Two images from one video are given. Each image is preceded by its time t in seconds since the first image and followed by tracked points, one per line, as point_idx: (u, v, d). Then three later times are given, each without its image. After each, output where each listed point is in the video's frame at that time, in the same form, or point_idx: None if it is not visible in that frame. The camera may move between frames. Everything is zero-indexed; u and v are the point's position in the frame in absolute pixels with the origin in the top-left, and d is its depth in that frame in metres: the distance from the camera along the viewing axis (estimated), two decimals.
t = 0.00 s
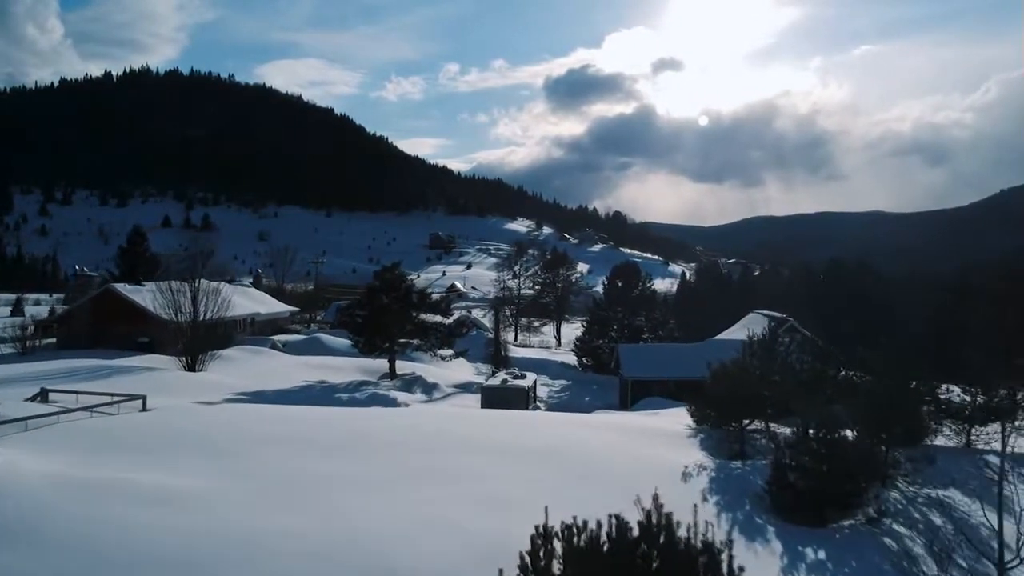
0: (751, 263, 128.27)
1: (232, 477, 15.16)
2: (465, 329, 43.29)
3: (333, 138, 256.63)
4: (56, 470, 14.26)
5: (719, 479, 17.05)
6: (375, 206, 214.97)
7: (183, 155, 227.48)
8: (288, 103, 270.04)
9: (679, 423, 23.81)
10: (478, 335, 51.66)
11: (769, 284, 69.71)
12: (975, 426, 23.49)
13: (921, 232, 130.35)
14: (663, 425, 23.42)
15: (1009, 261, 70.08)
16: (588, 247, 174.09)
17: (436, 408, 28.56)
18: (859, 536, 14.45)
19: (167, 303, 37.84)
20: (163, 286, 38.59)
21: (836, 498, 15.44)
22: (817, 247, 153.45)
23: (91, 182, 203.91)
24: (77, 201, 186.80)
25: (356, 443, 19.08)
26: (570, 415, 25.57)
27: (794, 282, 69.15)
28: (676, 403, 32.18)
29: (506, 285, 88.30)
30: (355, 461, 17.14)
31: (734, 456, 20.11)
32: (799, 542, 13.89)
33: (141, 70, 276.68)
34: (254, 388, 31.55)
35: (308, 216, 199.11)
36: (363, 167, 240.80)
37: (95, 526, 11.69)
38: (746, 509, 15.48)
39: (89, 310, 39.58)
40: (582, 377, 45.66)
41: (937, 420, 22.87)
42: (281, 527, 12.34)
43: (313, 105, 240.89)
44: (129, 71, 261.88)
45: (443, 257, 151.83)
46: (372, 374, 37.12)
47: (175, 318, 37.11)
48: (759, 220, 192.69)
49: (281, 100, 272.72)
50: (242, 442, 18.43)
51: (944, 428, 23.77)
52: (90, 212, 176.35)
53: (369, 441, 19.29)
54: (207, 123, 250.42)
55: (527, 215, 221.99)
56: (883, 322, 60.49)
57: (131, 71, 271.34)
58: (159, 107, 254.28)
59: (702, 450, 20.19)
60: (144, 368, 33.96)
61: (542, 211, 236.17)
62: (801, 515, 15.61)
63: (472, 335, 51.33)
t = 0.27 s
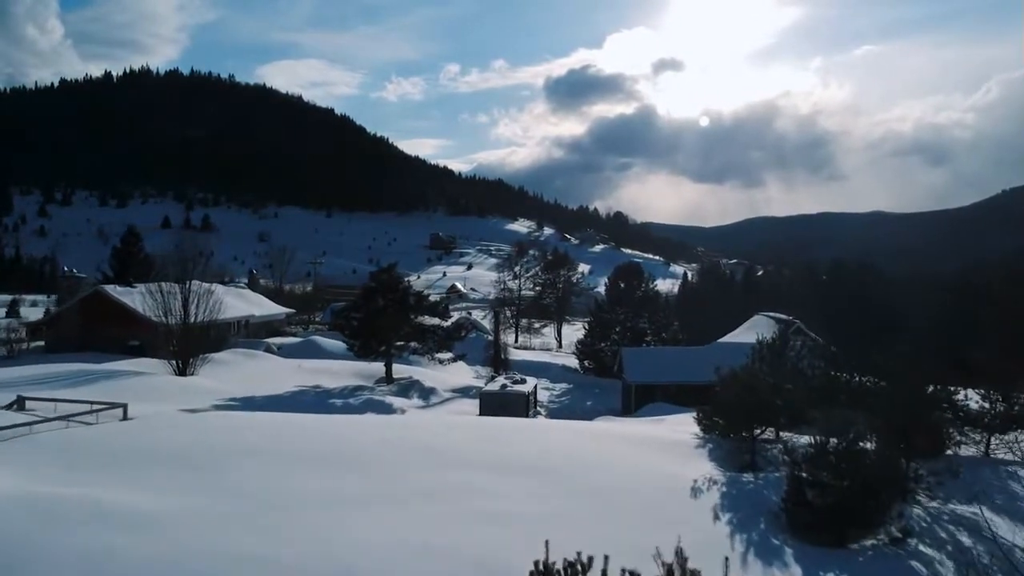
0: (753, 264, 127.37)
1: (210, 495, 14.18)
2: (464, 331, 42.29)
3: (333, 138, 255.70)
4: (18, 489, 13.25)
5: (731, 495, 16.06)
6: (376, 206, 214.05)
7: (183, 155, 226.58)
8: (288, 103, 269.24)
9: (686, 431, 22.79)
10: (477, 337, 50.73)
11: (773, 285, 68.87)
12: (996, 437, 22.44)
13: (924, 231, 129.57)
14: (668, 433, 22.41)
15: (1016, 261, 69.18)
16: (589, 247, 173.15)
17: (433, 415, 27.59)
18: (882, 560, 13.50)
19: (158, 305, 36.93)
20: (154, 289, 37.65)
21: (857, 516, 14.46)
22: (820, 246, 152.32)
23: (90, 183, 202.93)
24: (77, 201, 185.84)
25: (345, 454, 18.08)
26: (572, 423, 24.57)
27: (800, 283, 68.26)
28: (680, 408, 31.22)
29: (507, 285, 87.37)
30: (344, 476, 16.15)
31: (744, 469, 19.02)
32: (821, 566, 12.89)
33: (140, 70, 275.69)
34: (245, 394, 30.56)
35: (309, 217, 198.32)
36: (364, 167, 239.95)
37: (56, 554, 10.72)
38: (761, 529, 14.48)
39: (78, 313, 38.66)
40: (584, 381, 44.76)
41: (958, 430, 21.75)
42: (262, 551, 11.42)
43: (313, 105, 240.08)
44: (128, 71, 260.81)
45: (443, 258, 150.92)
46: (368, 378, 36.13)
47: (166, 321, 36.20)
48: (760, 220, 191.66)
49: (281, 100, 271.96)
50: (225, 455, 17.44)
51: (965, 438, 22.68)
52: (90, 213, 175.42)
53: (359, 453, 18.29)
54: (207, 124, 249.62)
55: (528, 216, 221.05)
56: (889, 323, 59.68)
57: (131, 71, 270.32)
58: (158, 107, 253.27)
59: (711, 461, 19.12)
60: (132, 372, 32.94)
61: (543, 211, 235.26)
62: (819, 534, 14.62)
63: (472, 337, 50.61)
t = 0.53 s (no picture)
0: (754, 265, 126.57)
1: (185, 513, 13.26)
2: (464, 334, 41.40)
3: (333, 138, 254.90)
4: None
5: (743, 510, 15.17)
6: (375, 207, 213.21)
7: (183, 155, 225.75)
8: (288, 103, 268.55)
9: (693, 438, 21.89)
10: (478, 339, 49.88)
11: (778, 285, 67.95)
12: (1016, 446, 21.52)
13: (925, 231, 128.86)
14: (674, 441, 21.47)
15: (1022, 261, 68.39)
16: (589, 248, 172.26)
17: (431, 421, 26.69)
18: None
19: (149, 307, 36.05)
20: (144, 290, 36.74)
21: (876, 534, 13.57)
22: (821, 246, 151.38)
23: (90, 183, 202.27)
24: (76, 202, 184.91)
25: (333, 466, 17.13)
26: (572, 431, 23.67)
27: (805, 283, 67.31)
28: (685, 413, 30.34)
29: (507, 286, 86.58)
30: (330, 490, 15.21)
31: (755, 480, 18.10)
32: None
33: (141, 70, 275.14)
34: (239, 398, 29.68)
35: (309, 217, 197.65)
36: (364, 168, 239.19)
37: None
38: (777, 547, 13.59)
39: (67, 315, 37.81)
40: (586, 384, 43.88)
41: (976, 440, 20.83)
42: None
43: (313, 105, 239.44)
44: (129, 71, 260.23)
45: (442, 258, 150.09)
46: (363, 383, 35.23)
47: (158, 323, 35.35)
48: (760, 221, 190.80)
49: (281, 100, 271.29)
50: (206, 467, 16.55)
51: (984, 448, 21.73)
52: (89, 213, 174.75)
53: (350, 464, 17.39)
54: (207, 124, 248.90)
55: (528, 216, 220.18)
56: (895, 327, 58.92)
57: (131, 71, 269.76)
58: (159, 107, 252.53)
59: (722, 473, 18.20)
60: (123, 375, 32.16)
61: (543, 211, 234.46)
62: (837, 552, 13.73)
63: (473, 338, 49.94)
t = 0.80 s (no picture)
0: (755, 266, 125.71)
1: (153, 532, 12.32)
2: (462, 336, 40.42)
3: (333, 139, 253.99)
4: None
5: (760, 528, 14.17)
6: (374, 207, 212.22)
7: (182, 156, 224.77)
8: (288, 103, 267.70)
9: (699, 448, 20.90)
10: (477, 341, 48.89)
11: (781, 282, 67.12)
12: None
13: (927, 231, 128.03)
14: (680, 450, 20.47)
15: None
16: (589, 248, 171.34)
17: (427, 428, 25.72)
18: None
19: (137, 309, 35.01)
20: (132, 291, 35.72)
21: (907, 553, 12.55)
22: (823, 247, 150.44)
23: (89, 183, 201.29)
24: (74, 202, 183.88)
25: (319, 478, 16.16)
26: (573, 440, 22.69)
27: (807, 282, 66.46)
28: (690, 419, 29.35)
29: (507, 287, 85.63)
30: (314, 505, 14.25)
31: (770, 494, 17.07)
32: None
33: (139, 71, 274.20)
34: (228, 404, 28.71)
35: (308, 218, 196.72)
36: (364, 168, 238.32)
37: None
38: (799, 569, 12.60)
39: (54, 317, 36.77)
40: (587, 388, 42.88)
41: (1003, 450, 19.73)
42: None
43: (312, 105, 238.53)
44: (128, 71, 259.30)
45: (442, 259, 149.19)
46: (358, 388, 34.22)
47: (147, 325, 34.31)
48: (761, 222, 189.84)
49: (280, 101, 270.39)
50: (186, 480, 15.56)
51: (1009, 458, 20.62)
52: (87, 215, 173.75)
53: (336, 476, 16.41)
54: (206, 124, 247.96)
55: (528, 217, 219.23)
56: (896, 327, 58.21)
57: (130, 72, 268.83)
58: (157, 107, 251.62)
59: (734, 486, 17.20)
60: (110, 380, 31.18)
61: (543, 212, 233.49)
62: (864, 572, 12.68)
63: (471, 340, 49.04)
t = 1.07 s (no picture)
0: (755, 267, 125.01)
1: (122, 553, 11.49)
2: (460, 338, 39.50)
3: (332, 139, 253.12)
4: None
5: (774, 546, 13.35)
6: (373, 207, 211.36)
7: (181, 156, 224.01)
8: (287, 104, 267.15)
9: (705, 458, 20.08)
10: (475, 343, 47.95)
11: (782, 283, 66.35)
12: None
13: (928, 231, 127.27)
14: (684, 460, 19.66)
15: None
16: (589, 249, 170.53)
17: (423, 435, 24.89)
18: None
19: (126, 311, 34.03)
20: (122, 292, 34.78)
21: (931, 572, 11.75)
22: (817, 248, 150.03)
23: (88, 184, 200.63)
24: (72, 203, 183.07)
25: (304, 493, 15.34)
26: (572, 448, 21.89)
27: (807, 282, 65.89)
28: (694, 424, 28.49)
29: (507, 288, 84.78)
30: (298, 522, 13.44)
31: (781, 508, 16.23)
32: None
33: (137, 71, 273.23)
34: (218, 409, 27.81)
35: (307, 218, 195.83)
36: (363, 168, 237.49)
37: None
38: None
39: (42, 319, 35.84)
40: (587, 391, 42.03)
41: None
42: None
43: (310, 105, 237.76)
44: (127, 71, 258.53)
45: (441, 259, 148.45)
46: (354, 393, 33.35)
47: (136, 327, 33.33)
48: (761, 223, 189.15)
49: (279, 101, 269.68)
50: (163, 494, 14.73)
51: None
52: (85, 215, 172.78)
53: (324, 491, 15.58)
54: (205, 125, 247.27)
55: (528, 217, 218.33)
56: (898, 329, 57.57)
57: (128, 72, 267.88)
58: (155, 108, 250.59)
59: (743, 499, 16.38)
60: (97, 384, 30.24)
61: (542, 212, 232.68)
62: None
63: (470, 341, 48.24)
